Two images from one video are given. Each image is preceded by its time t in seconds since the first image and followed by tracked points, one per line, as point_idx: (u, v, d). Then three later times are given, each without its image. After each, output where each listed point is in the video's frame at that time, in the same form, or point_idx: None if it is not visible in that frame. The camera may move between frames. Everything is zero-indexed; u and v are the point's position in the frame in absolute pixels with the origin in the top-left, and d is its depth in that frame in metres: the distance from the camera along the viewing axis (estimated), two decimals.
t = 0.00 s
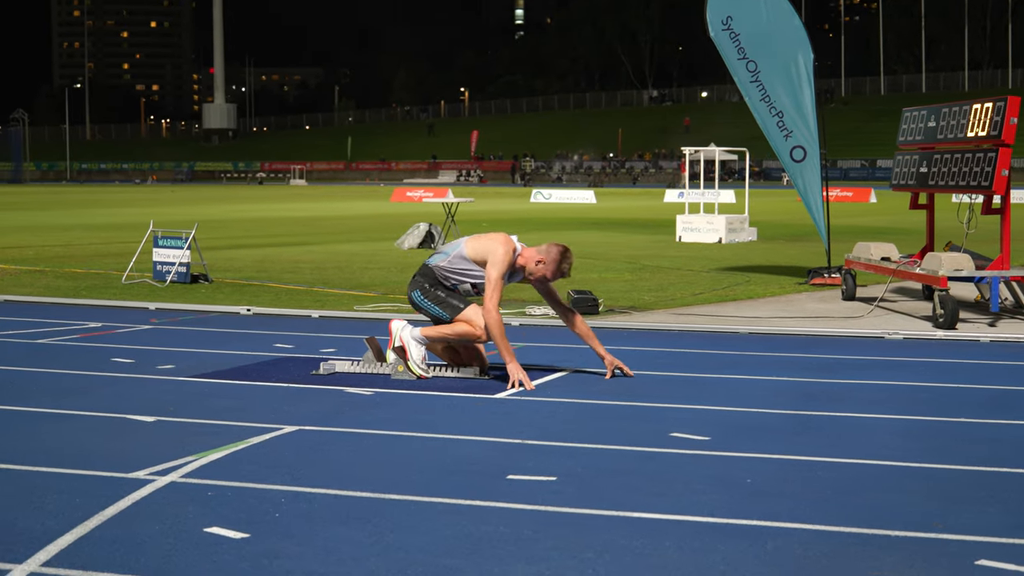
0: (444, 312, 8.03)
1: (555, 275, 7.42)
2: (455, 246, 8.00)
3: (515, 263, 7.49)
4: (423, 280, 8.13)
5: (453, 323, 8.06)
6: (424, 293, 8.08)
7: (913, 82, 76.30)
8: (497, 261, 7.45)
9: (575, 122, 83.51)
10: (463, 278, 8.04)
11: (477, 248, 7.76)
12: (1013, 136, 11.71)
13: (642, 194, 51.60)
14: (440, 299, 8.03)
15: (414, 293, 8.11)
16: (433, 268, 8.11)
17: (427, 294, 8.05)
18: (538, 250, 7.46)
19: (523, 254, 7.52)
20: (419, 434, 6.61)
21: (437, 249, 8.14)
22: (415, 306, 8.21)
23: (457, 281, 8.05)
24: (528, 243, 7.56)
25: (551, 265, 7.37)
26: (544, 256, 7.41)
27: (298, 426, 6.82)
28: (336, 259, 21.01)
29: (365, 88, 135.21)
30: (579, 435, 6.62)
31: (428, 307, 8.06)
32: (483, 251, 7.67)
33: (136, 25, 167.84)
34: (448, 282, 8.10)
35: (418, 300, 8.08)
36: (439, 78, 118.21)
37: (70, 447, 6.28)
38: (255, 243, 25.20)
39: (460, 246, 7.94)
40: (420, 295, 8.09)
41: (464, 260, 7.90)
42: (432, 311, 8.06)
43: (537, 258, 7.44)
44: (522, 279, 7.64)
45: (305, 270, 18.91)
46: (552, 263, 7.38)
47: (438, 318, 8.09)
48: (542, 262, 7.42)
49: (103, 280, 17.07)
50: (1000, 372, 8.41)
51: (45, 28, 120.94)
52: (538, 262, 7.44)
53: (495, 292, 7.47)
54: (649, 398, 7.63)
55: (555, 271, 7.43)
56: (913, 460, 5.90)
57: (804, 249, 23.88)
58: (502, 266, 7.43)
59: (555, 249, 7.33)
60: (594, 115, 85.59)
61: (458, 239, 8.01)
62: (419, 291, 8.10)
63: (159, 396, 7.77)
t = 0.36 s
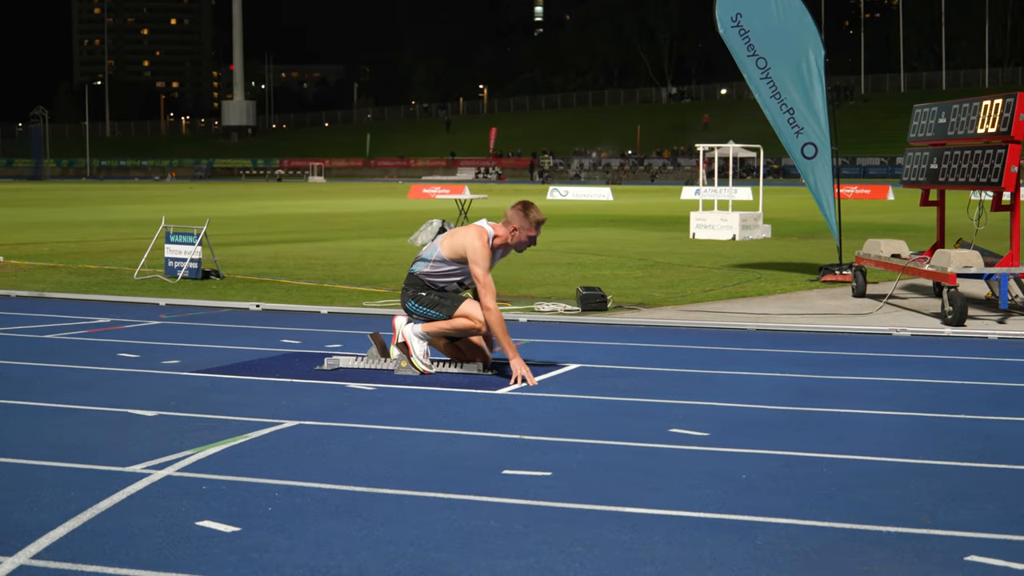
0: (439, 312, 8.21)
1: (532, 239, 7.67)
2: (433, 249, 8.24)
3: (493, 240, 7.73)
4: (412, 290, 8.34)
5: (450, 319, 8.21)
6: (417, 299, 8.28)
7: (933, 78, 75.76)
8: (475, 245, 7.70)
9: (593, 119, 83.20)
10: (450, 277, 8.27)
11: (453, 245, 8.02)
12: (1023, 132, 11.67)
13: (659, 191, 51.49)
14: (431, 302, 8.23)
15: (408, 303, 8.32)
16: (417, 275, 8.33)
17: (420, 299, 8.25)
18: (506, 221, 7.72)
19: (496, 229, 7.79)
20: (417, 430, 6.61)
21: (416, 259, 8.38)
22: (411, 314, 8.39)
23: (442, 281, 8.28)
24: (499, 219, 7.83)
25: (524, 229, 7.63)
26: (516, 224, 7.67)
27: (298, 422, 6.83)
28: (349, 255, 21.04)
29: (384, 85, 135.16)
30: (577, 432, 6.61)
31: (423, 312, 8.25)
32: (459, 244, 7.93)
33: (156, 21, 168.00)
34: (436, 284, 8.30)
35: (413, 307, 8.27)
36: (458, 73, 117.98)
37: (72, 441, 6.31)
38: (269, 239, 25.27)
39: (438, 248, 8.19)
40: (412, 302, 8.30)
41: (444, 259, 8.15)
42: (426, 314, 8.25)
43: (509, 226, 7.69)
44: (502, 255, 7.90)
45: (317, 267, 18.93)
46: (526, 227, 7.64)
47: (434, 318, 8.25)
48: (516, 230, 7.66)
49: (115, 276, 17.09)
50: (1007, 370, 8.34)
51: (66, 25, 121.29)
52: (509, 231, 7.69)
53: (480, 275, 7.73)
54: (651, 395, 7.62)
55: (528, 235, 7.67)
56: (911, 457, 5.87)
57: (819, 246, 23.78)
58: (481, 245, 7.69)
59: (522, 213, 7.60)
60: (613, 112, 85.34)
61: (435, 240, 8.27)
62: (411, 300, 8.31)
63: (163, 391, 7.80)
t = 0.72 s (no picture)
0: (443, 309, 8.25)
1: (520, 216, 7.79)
2: (428, 251, 8.31)
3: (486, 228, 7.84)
4: (413, 293, 8.37)
5: (454, 315, 8.26)
6: (419, 299, 8.34)
7: (949, 77, 75.40)
8: (472, 240, 7.77)
9: (608, 117, 83.04)
10: (447, 274, 8.34)
11: (448, 243, 8.10)
12: None
13: (673, 189, 51.40)
14: (434, 301, 8.28)
15: (411, 305, 8.36)
16: (417, 278, 8.37)
17: (422, 299, 8.30)
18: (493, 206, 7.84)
19: (485, 217, 7.89)
20: (417, 427, 6.61)
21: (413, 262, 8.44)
22: (413, 314, 8.42)
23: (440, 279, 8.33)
24: (486, 208, 7.94)
25: (511, 206, 7.74)
26: (499, 204, 7.79)
27: (299, 418, 6.82)
28: (360, 253, 21.02)
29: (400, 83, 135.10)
30: (577, 428, 6.58)
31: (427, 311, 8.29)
32: (453, 242, 8.02)
33: (171, 18, 168.41)
34: (436, 283, 8.35)
35: (418, 311, 8.32)
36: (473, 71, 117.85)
37: (73, 437, 6.32)
38: (281, 237, 25.27)
39: (433, 249, 8.27)
40: (417, 304, 8.34)
41: (442, 259, 8.22)
42: (433, 313, 8.30)
43: (495, 209, 7.81)
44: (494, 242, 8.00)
45: (327, 265, 18.91)
46: (513, 205, 7.76)
47: (437, 315, 8.31)
48: (501, 211, 7.79)
49: (125, 273, 17.12)
50: (1013, 368, 8.29)
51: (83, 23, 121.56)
52: (497, 214, 7.80)
53: (479, 269, 7.75)
54: (652, 392, 7.60)
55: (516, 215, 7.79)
56: (909, 454, 5.85)
57: (831, 244, 23.68)
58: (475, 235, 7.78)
59: (506, 191, 7.72)
60: (627, 110, 85.12)
61: (428, 242, 8.35)
62: (414, 304, 8.35)
63: (164, 388, 7.79)
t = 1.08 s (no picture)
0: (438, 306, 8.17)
1: (522, 220, 7.72)
2: (428, 247, 8.23)
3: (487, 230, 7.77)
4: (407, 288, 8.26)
5: (448, 310, 8.18)
6: (414, 294, 8.19)
7: (954, 77, 75.28)
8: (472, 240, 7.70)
9: (613, 117, 83.03)
10: (444, 271, 8.24)
11: (447, 240, 8.02)
12: None
13: (675, 189, 51.41)
14: (427, 296, 8.17)
15: (405, 299, 8.24)
16: (413, 273, 8.27)
17: (417, 295, 8.17)
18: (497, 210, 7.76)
19: (486, 219, 7.81)
20: (409, 426, 6.59)
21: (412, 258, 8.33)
22: (407, 311, 8.32)
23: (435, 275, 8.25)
24: (487, 211, 7.87)
25: (512, 208, 7.66)
26: (502, 207, 7.71)
27: (291, 418, 6.83)
28: (361, 253, 21.02)
29: (406, 84, 135.05)
30: (569, 427, 6.57)
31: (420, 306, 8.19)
32: (454, 240, 7.95)
33: (177, 18, 168.61)
34: (431, 279, 8.26)
35: (410, 305, 8.20)
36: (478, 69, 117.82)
37: (64, 436, 6.30)
38: (281, 237, 25.29)
39: (431, 246, 8.20)
40: (410, 301, 8.23)
41: (441, 255, 8.15)
42: (424, 309, 8.19)
43: (497, 211, 7.74)
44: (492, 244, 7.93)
45: (327, 265, 18.90)
46: (515, 208, 7.68)
47: (431, 312, 8.21)
48: (503, 214, 7.72)
49: (124, 273, 17.11)
50: (1009, 370, 8.25)
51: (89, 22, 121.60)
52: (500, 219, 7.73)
53: (477, 268, 7.69)
54: (647, 391, 7.58)
55: (515, 220, 7.71)
56: (903, 454, 5.83)
57: (832, 244, 23.65)
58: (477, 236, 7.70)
59: (509, 195, 7.65)
60: (633, 110, 85.12)
61: (426, 239, 8.27)
62: (408, 298, 8.23)
63: (158, 387, 7.78)
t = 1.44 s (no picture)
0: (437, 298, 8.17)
1: (530, 222, 7.74)
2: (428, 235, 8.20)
3: (491, 223, 7.77)
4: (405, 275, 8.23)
5: (448, 305, 8.19)
6: (412, 285, 8.19)
7: (959, 76, 75.08)
8: (471, 225, 7.71)
9: (617, 115, 82.93)
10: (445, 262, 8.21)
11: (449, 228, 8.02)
12: None
13: (678, 188, 51.34)
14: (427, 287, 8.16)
15: (404, 288, 8.21)
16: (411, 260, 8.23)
17: (415, 284, 8.17)
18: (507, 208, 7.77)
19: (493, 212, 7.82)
20: (401, 423, 6.57)
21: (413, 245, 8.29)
22: (405, 304, 8.30)
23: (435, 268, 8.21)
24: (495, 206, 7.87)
25: (522, 210, 7.68)
26: (512, 205, 7.73)
27: (283, 414, 6.83)
28: (361, 250, 21.02)
29: (410, 82, 134.94)
30: (559, 423, 6.56)
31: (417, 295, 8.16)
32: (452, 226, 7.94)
33: (180, 15, 168.48)
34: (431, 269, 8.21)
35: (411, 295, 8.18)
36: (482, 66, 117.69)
37: (53, 432, 6.29)
38: (283, 233, 25.27)
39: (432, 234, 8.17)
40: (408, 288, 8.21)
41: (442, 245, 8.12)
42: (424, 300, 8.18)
43: (506, 208, 7.74)
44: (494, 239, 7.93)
45: (327, 262, 18.89)
46: (526, 209, 7.70)
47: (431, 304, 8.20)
48: (512, 212, 7.74)
49: (123, 269, 17.13)
50: (1005, 367, 8.23)
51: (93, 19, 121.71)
52: (508, 215, 7.74)
53: (459, 238, 7.71)
54: (642, 389, 7.56)
55: (525, 219, 7.74)
56: (895, 451, 5.82)
57: (834, 242, 23.61)
58: (477, 224, 7.70)
59: (522, 195, 7.66)
60: (636, 108, 84.98)
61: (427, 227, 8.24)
62: (406, 285, 8.21)
63: (150, 384, 7.76)
